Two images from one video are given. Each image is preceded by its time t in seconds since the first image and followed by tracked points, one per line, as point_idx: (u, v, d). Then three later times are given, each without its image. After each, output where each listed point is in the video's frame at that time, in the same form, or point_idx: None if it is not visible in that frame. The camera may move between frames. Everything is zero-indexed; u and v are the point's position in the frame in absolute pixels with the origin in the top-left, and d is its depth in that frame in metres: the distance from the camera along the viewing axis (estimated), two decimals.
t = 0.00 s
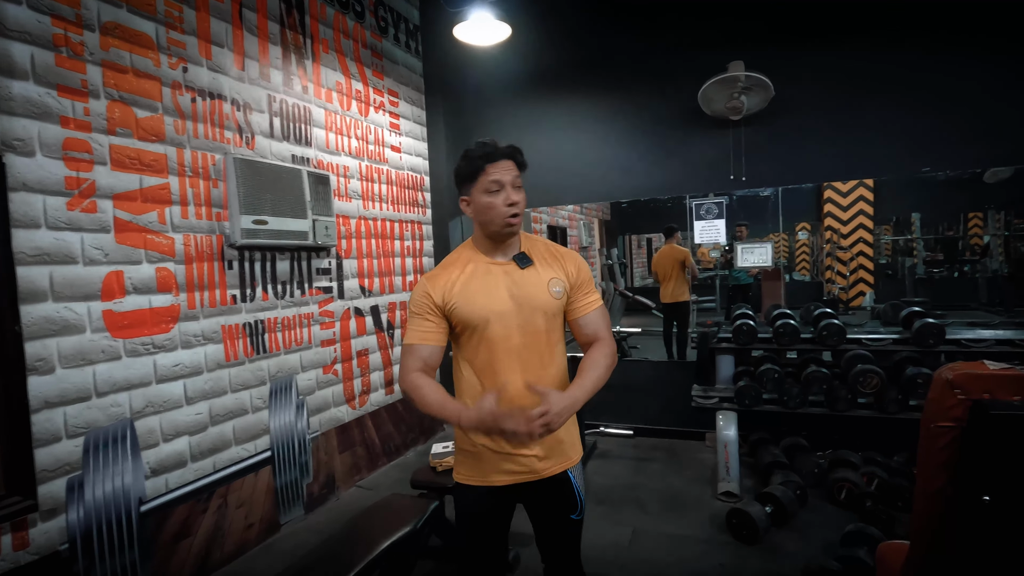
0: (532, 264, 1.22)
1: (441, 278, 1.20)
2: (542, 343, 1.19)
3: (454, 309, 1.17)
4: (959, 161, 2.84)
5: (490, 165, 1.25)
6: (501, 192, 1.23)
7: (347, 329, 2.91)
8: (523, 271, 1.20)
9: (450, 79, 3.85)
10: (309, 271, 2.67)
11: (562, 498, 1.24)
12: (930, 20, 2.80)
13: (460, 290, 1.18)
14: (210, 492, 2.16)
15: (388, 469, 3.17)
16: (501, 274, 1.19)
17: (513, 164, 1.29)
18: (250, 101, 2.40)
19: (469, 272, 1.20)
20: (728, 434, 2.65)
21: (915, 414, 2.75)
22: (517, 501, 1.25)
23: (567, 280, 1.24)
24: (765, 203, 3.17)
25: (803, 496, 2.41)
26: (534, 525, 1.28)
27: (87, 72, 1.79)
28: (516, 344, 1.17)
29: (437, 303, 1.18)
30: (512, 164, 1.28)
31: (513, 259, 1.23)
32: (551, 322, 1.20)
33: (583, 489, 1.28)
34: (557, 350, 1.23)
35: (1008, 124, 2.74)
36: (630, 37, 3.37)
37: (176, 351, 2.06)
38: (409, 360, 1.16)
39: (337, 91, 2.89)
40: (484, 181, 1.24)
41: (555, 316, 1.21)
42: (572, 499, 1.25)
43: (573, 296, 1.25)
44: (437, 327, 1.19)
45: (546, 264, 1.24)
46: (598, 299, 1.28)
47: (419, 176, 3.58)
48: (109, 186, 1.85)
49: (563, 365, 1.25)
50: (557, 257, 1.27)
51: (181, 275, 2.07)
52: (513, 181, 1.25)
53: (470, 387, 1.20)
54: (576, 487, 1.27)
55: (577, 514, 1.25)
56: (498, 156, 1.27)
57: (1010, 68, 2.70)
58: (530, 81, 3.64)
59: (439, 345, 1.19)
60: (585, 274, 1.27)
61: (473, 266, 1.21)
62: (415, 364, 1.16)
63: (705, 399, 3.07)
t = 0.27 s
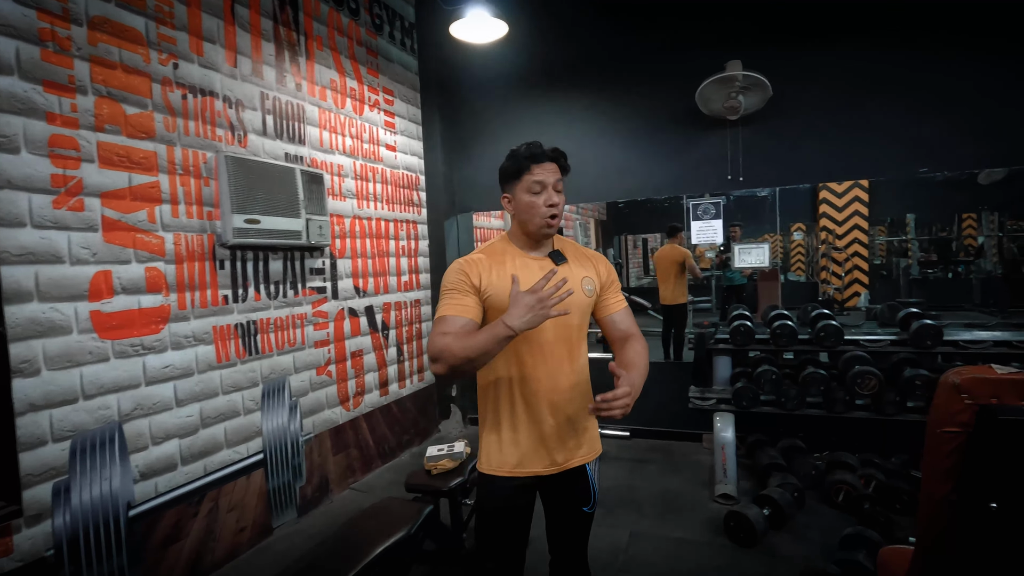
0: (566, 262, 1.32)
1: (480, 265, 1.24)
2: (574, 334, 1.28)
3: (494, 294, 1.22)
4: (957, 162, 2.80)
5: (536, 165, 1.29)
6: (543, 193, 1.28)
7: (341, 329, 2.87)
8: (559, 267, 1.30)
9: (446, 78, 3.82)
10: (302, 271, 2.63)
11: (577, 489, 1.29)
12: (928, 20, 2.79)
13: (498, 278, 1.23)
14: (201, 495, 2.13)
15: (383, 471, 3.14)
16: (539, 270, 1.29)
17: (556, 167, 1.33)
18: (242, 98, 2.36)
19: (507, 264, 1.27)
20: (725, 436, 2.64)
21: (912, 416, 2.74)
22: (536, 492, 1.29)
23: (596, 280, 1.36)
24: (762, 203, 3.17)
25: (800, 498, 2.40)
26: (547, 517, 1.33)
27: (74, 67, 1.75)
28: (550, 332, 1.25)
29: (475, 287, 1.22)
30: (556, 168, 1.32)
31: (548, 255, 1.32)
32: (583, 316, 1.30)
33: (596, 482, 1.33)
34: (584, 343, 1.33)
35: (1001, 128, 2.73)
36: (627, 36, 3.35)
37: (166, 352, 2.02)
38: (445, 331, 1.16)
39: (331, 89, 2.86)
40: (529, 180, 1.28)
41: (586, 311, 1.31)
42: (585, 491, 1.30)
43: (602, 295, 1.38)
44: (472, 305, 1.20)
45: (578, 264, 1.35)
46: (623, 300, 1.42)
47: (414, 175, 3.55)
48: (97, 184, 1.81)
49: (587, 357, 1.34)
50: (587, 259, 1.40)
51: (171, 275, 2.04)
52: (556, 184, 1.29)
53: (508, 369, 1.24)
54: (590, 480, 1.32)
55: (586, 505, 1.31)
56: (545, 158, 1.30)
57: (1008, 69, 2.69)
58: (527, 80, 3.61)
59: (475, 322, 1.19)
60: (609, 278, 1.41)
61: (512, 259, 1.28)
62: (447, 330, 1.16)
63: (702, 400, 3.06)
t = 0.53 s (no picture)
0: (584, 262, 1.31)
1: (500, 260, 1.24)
2: (587, 334, 1.26)
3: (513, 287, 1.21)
4: (954, 162, 2.83)
5: (537, 161, 1.32)
6: (538, 184, 1.29)
7: (335, 331, 2.84)
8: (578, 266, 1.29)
9: (442, 77, 3.80)
10: (295, 272, 2.60)
11: (584, 489, 1.29)
12: (924, 21, 2.79)
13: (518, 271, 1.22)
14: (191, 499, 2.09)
15: (377, 473, 3.11)
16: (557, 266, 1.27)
17: (563, 161, 1.33)
18: (234, 97, 2.33)
19: (525, 260, 1.27)
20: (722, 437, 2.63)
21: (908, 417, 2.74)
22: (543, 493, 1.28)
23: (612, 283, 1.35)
24: (759, 203, 3.16)
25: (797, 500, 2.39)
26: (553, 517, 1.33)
27: (62, 64, 1.72)
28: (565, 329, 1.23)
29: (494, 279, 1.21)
30: (560, 162, 1.32)
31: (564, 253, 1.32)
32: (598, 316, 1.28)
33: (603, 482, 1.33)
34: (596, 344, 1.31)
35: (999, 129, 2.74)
36: (624, 36, 3.34)
37: (157, 354, 1.99)
38: (464, 316, 1.13)
39: (325, 88, 2.83)
40: (530, 176, 1.32)
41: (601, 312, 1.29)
42: (591, 490, 1.30)
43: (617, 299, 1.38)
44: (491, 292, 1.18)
45: (596, 265, 1.34)
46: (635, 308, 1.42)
47: (409, 175, 3.53)
48: (85, 183, 1.78)
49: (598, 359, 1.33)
50: (604, 261, 1.39)
51: (162, 275, 2.01)
52: (553, 175, 1.29)
53: (524, 361, 1.22)
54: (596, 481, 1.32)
55: (592, 505, 1.31)
56: (548, 155, 1.32)
57: (1003, 71, 2.70)
58: (523, 80, 3.59)
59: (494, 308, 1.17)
60: (624, 283, 1.40)
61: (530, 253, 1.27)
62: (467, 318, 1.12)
63: (698, 402, 3.02)
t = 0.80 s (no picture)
0: (591, 262, 1.30)
1: (506, 258, 1.22)
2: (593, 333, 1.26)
3: (519, 288, 1.20)
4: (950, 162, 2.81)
5: (547, 160, 1.32)
6: (547, 184, 1.29)
7: (330, 329, 2.83)
8: (584, 266, 1.29)
9: (438, 75, 3.78)
10: (290, 270, 2.59)
11: (584, 487, 1.28)
12: (920, 20, 2.79)
13: (525, 271, 1.21)
14: (184, 500, 2.08)
15: (372, 472, 3.10)
16: (564, 266, 1.25)
17: (572, 160, 1.32)
18: (228, 93, 2.31)
19: (532, 259, 1.25)
20: (718, 437, 2.62)
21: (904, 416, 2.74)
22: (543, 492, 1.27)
23: (618, 282, 1.35)
24: (756, 203, 3.16)
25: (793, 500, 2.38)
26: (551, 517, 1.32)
27: (52, 59, 1.70)
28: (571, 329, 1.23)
29: (500, 280, 1.19)
30: (570, 161, 1.31)
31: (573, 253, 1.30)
32: (603, 316, 1.28)
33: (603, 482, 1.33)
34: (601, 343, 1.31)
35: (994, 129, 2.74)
36: (620, 34, 3.33)
37: (149, 353, 1.97)
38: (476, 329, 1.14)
39: (321, 85, 2.81)
40: (539, 175, 1.32)
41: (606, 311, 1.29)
42: (591, 489, 1.29)
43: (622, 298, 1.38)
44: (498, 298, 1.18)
45: (602, 264, 1.34)
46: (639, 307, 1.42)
47: (405, 173, 3.52)
48: (75, 180, 1.75)
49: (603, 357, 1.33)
50: (609, 261, 1.38)
51: (153, 273, 1.99)
52: (563, 174, 1.28)
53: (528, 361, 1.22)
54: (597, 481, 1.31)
55: (592, 504, 1.30)
56: (558, 154, 1.31)
57: (999, 70, 2.70)
58: (519, 78, 3.58)
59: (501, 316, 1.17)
60: (629, 282, 1.40)
61: (537, 253, 1.26)
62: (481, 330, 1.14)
63: (694, 400, 3.03)
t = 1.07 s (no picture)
0: (590, 263, 1.30)
1: (504, 262, 1.22)
2: (591, 335, 1.26)
3: (517, 291, 1.20)
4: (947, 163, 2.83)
5: (541, 164, 1.31)
6: (544, 189, 1.28)
7: (328, 331, 2.82)
8: (583, 267, 1.28)
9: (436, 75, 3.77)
10: (287, 272, 2.58)
11: (583, 490, 1.27)
12: (917, 21, 2.79)
13: (523, 274, 1.21)
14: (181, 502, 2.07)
15: (370, 474, 3.09)
16: (562, 268, 1.25)
17: (568, 162, 1.31)
18: (225, 94, 2.31)
19: (531, 261, 1.25)
20: (716, 438, 2.62)
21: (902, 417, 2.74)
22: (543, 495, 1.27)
23: (619, 283, 1.34)
24: (754, 204, 3.15)
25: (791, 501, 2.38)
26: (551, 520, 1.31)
27: (48, 60, 1.69)
28: (569, 331, 1.23)
29: (498, 284, 1.20)
30: (564, 163, 1.30)
31: (572, 255, 1.29)
32: (603, 317, 1.28)
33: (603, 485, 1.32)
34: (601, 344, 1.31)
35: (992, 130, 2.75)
36: (619, 34, 3.33)
37: (145, 355, 1.96)
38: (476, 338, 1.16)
39: (318, 86, 2.81)
40: (534, 180, 1.31)
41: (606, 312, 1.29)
42: (591, 492, 1.28)
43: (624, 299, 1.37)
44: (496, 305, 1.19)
45: (602, 265, 1.33)
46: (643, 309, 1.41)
47: (403, 174, 3.51)
48: (71, 181, 1.75)
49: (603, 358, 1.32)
50: (610, 262, 1.38)
51: (150, 275, 1.98)
52: (558, 178, 1.27)
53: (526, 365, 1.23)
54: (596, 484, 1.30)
55: (591, 507, 1.30)
56: (552, 157, 1.30)
57: (996, 71, 2.71)
58: (517, 78, 3.58)
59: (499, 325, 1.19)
60: (631, 283, 1.39)
61: (536, 256, 1.25)
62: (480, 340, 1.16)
63: (692, 401, 3.02)
